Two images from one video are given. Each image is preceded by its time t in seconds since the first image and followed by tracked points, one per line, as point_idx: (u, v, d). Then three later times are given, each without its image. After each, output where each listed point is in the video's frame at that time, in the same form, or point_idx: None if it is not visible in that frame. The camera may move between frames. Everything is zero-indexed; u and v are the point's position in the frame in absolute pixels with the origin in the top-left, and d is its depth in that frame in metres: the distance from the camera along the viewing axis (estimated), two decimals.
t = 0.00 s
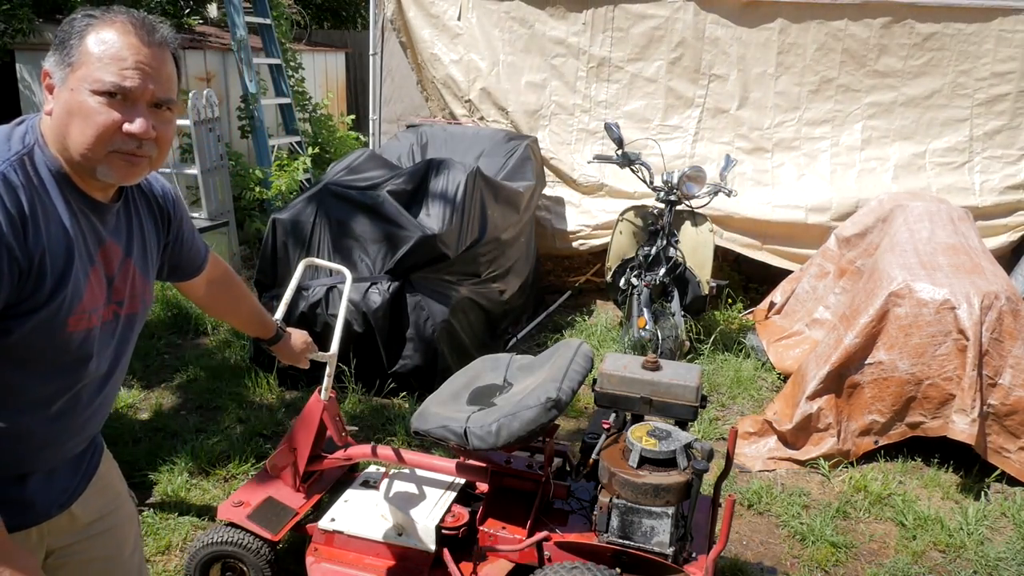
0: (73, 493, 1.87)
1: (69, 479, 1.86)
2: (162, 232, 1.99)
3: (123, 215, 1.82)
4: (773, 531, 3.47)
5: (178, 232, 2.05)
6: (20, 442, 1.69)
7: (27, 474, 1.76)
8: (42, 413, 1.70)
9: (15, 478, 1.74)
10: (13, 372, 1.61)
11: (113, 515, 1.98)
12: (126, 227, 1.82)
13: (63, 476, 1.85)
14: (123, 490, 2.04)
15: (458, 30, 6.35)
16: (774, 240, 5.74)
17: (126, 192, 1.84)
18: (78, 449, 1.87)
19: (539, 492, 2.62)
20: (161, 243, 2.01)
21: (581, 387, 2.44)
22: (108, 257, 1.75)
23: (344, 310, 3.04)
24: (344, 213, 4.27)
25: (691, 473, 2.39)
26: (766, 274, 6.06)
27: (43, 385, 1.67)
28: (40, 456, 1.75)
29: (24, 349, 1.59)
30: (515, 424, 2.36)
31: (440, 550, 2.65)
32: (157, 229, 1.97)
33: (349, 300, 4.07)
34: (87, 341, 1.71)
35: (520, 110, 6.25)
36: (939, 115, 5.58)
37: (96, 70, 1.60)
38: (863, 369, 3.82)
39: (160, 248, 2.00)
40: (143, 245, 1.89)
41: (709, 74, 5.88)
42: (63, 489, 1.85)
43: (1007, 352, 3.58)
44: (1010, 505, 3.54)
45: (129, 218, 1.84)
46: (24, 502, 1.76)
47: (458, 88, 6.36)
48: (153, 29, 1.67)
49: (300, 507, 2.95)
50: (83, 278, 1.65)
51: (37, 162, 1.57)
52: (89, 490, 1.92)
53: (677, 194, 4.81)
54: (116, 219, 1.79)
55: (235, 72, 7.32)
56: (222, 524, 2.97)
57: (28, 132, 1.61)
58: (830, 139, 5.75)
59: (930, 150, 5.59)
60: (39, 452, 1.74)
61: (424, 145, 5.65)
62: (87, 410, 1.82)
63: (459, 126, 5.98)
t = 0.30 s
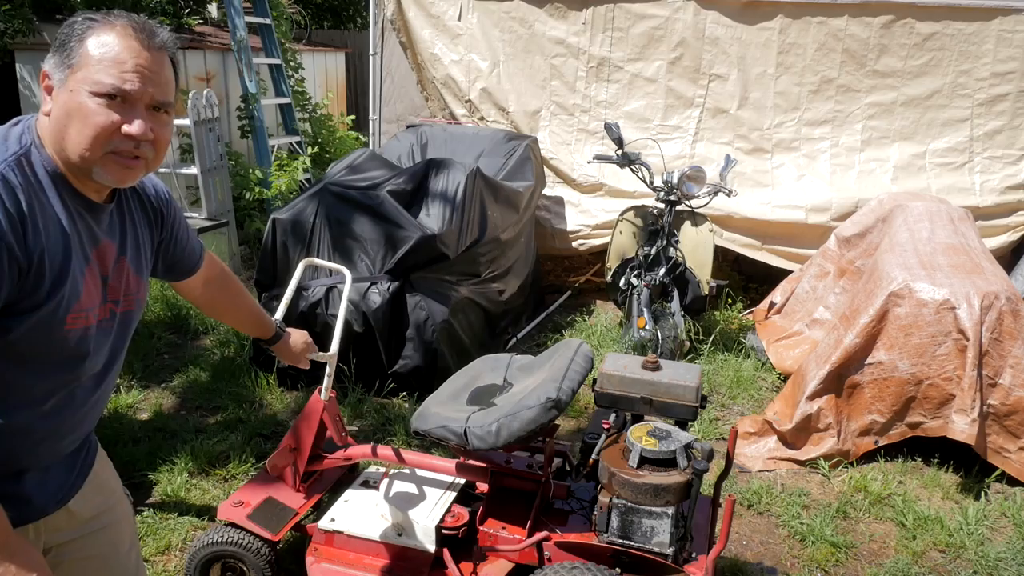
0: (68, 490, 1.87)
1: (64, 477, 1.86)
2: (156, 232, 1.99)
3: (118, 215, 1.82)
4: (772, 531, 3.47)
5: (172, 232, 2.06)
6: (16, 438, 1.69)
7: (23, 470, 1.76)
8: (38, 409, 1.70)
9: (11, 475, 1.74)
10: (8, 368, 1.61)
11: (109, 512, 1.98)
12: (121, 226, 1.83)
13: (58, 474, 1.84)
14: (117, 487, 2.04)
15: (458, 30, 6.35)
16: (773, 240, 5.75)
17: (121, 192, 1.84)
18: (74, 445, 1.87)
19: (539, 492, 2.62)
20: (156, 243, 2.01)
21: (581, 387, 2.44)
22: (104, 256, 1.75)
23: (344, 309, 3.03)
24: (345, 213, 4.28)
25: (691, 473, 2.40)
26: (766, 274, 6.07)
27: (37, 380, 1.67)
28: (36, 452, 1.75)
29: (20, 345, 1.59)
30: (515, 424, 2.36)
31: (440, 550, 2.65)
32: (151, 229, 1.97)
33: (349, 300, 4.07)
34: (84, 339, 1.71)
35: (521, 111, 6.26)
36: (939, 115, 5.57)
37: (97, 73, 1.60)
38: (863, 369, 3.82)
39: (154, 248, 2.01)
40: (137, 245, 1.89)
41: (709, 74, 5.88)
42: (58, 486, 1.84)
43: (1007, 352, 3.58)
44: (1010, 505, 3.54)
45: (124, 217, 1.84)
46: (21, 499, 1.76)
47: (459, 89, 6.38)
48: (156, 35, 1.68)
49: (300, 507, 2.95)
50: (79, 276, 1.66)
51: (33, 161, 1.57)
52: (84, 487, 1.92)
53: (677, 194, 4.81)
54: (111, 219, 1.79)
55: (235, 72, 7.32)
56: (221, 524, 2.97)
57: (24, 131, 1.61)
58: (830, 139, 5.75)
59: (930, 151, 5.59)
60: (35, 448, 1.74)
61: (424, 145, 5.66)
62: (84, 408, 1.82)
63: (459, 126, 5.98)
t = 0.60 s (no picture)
0: (64, 489, 1.87)
1: (60, 476, 1.86)
2: (148, 231, 1.99)
3: (110, 214, 1.82)
4: (772, 531, 3.47)
5: (165, 231, 2.06)
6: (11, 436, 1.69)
7: (18, 469, 1.76)
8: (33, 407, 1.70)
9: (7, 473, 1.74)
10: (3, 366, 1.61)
11: (106, 511, 1.98)
12: (114, 226, 1.83)
13: (54, 473, 1.85)
14: (114, 486, 2.04)
15: (458, 30, 6.35)
16: (773, 240, 5.75)
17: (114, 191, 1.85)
18: (69, 444, 1.87)
19: (539, 492, 2.62)
20: (148, 243, 2.01)
21: (581, 387, 2.44)
22: (97, 255, 1.76)
23: (344, 309, 3.03)
24: (345, 214, 4.28)
25: (691, 473, 2.40)
26: (766, 274, 6.07)
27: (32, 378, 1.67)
28: (31, 450, 1.75)
29: (15, 343, 1.60)
30: (515, 424, 2.36)
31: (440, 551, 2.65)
32: (143, 228, 1.97)
33: (349, 300, 4.07)
34: (78, 337, 1.72)
35: (520, 111, 6.26)
36: (939, 114, 5.57)
37: (156, 111, 1.64)
38: (863, 369, 3.82)
39: (145, 248, 2.01)
40: (131, 244, 1.89)
41: (709, 74, 5.88)
42: (54, 485, 1.84)
43: (1007, 352, 3.58)
44: (1010, 505, 3.54)
45: (118, 216, 1.85)
46: (17, 498, 1.76)
47: (459, 88, 6.38)
48: (185, 59, 1.72)
49: (301, 507, 2.95)
50: (73, 276, 1.66)
51: (28, 163, 1.58)
52: (81, 484, 1.92)
53: (677, 194, 4.81)
54: (104, 217, 1.79)
55: (235, 72, 7.32)
56: (221, 524, 2.97)
57: (19, 134, 1.61)
58: (830, 139, 5.75)
59: (930, 150, 5.59)
60: (31, 447, 1.74)
61: (424, 145, 5.66)
62: (79, 407, 1.83)
63: (459, 126, 5.98)
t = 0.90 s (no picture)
0: (61, 488, 1.86)
1: (57, 475, 1.86)
2: (143, 232, 1.99)
3: (106, 214, 1.82)
4: (772, 531, 3.47)
5: (160, 231, 2.05)
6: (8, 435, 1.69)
7: (15, 469, 1.75)
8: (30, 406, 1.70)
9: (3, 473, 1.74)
10: None
11: (103, 510, 1.98)
12: (110, 225, 1.83)
13: (51, 472, 1.84)
14: (110, 485, 2.04)
15: (458, 30, 6.35)
16: (773, 240, 5.75)
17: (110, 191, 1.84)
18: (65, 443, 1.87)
19: (539, 492, 2.62)
20: (143, 243, 2.01)
21: (581, 387, 2.44)
22: (93, 255, 1.76)
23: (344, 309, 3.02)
24: (345, 214, 4.28)
25: (691, 473, 2.39)
26: (766, 274, 6.07)
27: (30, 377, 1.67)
28: (28, 450, 1.75)
29: (13, 342, 1.60)
30: (515, 424, 2.36)
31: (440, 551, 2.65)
32: (138, 229, 1.97)
33: (349, 300, 4.07)
34: (74, 336, 1.72)
35: (520, 111, 6.26)
36: (939, 114, 5.57)
37: (175, 122, 1.68)
38: (863, 369, 3.82)
39: (140, 248, 2.00)
40: (126, 245, 1.89)
41: (709, 74, 5.88)
42: (50, 485, 1.84)
43: (1006, 353, 3.58)
44: (1010, 506, 3.54)
45: (114, 216, 1.85)
46: (14, 497, 1.76)
47: (458, 88, 6.38)
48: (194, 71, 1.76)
49: (300, 507, 2.95)
50: (71, 276, 1.67)
51: (26, 164, 1.58)
52: (79, 483, 1.92)
53: (677, 194, 4.80)
54: (99, 217, 1.79)
55: (235, 72, 7.32)
56: (221, 524, 2.97)
57: (17, 136, 1.60)
58: (830, 139, 5.75)
59: (929, 150, 5.59)
60: (27, 446, 1.74)
61: (424, 145, 5.66)
62: (76, 405, 1.83)
63: (459, 126, 5.98)
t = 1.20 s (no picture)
0: (60, 489, 1.86)
1: (57, 476, 1.86)
2: (141, 231, 1.99)
3: (104, 214, 1.82)
4: (772, 531, 3.47)
5: (159, 231, 2.05)
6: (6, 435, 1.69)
7: (13, 470, 1.75)
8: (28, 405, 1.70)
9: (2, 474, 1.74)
10: None
11: (103, 510, 1.98)
12: (108, 224, 1.83)
13: (51, 472, 1.84)
14: (110, 485, 2.04)
15: (458, 30, 6.35)
16: (773, 240, 5.75)
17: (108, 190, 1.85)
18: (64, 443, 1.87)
19: (539, 492, 2.62)
20: (141, 242, 2.01)
21: (581, 387, 2.44)
22: (91, 253, 1.76)
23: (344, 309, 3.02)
24: (345, 214, 4.28)
25: (691, 473, 2.39)
26: (766, 274, 6.07)
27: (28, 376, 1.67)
28: (26, 449, 1.75)
29: (10, 341, 1.60)
30: (515, 424, 2.36)
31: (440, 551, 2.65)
32: (136, 229, 1.96)
33: (349, 300, 4.07)
34: (71, 335, 1.72)
35: (520, 111, 6.26)
36: (939, 114, 5.57)
37: (170, 119, 1.67)
38: (863, 369, 3.82)
39: (139, 247, 2.00)
40: (124, 243, 1.89)
41: (708, 74, 5.88)
42: (50, 486, 1.84)
43: (1006, 352, 3.58)
44: (1010, 505, 3.54)
45: (111, 215, 1.84)
46: (13, 498, 1.76)
47: (458, 88, 6.38)
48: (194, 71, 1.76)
49: (300, 507, 2.95)
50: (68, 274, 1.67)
51: (23, 162, 1.58)
52: (79, 484, 1.92)
53: (677, 194, 4.80)
54: (98, 216, 1.79)
55: (235, 72, 7.33)
56: (221, 524, 2.97)
57: (14, 134, 1.60)
58: (830, 139, 5.75)
59: (929, 150, 5.59)
60: (25, 446, 1.74)
61: (424, 145, 5.66)
62: (74, 404, 1.83)
63: (459, 126, 5.98)
